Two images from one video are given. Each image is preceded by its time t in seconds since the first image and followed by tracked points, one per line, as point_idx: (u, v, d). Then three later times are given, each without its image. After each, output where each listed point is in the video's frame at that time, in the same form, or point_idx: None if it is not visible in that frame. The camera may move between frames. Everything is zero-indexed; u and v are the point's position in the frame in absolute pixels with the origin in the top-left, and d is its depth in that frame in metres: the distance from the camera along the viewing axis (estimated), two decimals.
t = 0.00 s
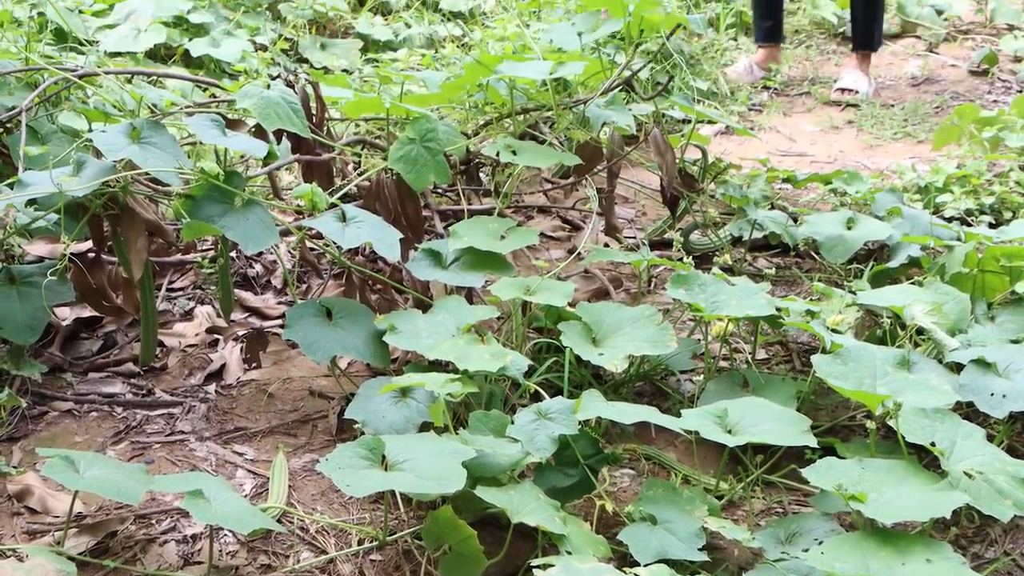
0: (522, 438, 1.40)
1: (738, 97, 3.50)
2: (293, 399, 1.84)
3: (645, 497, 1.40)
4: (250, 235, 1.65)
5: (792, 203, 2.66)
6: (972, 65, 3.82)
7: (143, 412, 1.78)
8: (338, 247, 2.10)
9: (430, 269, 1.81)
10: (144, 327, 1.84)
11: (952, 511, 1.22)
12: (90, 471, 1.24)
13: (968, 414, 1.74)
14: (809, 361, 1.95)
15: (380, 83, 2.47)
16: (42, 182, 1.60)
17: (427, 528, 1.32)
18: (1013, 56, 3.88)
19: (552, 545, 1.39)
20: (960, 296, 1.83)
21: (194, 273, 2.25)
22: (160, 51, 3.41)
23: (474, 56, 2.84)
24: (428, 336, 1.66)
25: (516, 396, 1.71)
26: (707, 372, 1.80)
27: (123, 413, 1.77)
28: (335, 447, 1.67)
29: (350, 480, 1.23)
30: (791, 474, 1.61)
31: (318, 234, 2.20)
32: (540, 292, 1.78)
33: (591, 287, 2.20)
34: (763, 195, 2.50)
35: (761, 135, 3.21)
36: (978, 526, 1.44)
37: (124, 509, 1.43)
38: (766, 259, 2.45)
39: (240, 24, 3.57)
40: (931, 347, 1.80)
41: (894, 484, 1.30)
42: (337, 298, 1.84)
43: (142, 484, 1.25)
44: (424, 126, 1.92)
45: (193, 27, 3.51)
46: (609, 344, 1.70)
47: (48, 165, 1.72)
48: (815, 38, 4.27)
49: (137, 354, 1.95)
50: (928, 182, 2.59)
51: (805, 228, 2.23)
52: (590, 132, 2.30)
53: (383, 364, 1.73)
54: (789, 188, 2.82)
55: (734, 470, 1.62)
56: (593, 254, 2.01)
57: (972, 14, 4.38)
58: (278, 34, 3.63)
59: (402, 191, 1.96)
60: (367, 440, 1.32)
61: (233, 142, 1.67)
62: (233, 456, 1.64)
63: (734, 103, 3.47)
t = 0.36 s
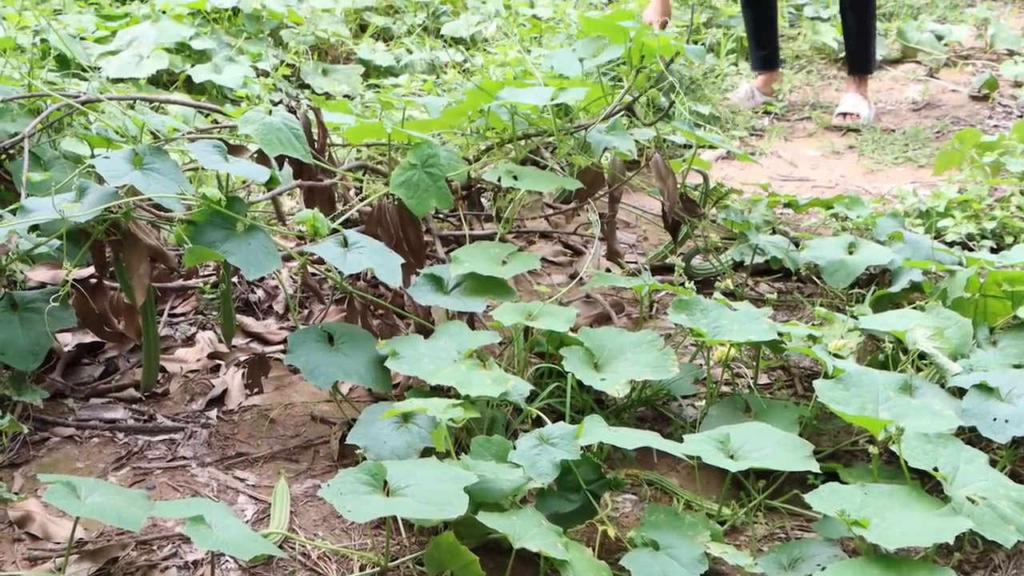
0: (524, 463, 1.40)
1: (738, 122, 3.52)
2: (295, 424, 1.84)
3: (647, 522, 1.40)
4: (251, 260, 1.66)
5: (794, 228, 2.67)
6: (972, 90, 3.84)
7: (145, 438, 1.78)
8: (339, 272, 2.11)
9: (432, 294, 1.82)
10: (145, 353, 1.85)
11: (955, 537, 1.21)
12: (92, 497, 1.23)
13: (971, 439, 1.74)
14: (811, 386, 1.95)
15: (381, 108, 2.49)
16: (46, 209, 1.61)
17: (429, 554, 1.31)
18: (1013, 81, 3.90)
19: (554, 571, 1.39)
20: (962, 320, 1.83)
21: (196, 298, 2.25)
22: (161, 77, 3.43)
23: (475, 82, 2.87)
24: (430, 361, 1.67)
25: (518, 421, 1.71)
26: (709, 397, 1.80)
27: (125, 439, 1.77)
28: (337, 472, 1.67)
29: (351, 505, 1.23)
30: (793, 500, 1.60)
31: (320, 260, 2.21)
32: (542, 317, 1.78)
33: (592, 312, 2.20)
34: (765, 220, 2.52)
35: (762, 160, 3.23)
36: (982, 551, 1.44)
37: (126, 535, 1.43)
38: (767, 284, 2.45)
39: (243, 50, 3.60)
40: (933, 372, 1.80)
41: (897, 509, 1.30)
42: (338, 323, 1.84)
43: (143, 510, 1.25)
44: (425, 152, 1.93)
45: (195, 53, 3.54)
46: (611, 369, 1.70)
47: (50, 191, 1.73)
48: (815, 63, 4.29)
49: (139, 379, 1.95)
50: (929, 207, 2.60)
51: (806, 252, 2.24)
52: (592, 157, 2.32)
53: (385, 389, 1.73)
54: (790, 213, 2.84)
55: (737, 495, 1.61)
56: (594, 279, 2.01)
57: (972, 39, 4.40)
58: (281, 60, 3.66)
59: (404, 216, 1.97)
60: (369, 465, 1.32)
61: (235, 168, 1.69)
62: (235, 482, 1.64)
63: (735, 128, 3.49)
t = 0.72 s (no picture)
0: (526, 485, 1.40)
1: (739, 142, 3.54)
2: (296, 446, 1.83)
3: (649, 544, 1.39)
4: (253, 282, 1.66)
5: (795, 248, 2.67)
6: (973, 110, 3.86)
7: (146, 459, 1.78)
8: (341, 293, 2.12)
9: (434, 315, 1.83)
10: (147, 374, 1.85)
11: (958, 558, 1.21)
12: (93, 519, 1.23)
13: (974, 460, 1.73)
14: (813, 407, 1.95)
15: (383, 129, 2.50)
16: (48, 231, 1.62)
17: None
18: (1013, 101, 3.92)
19: None
20: (964, 341, 1.83)
21: (197, 319, 2.26)
22: (163, 98, 3.46)
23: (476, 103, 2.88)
24: (431, 382, 1.67)
25: (519, 442, 1.70)
26: (711, 418, 1.80)
27: (126, 460, 1.77)
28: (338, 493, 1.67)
29: (353, 527, 1.22)
30: (796, 521, 1.60)
31: (322, 280, 2.21)
32: (544, 338, 1.78)
33: (594, 333, 2.21)
34: (766, 240, 2.53)
35: (763, 181, 3.24)
36: (986, 573, 1.43)
37: (127, 557, 1.43)
38: (769, 304, 2.46)
39: (244, 71, 3.63)
40: (936, 393, 1.79)
41: (900, 530, 1.29)
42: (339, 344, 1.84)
43: (144, 532, 1.25)
44: (427, 173, 1.95)
45: (197, 75, 3.57)
46: (612, 390, 1.70)
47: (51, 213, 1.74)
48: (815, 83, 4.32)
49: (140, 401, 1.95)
50: (930, 227, 2.60)
51: (808, 272, 2.24)
52: (594, 177, 2.33)
53: (386, 411, 1.73)
54: (792, 233, 2.84)
55: (739, 517, 1.61)
56: (596, 299, 2.02)
57: (973, 58, 4.40)
58: (282, 81, 3.69)
59: (405, 237, 1.98)
60: (370, 486, 1.31)
61: (237, 190, 1.70)
62: (236, 503, 1.64)
63: (736, 148, 3.51)
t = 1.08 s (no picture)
0: (528, 510, 1.39)
1: (740, 167, 3.56)
2: (298, 471, 1.83)
3: (651, 569, 1.39)
4: (255, 307, 1.67)
5: (797, 272, 2.68)
6: (974, 134, 3.88)
7: (147, 484, 1.78)
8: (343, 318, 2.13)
9: (435, 339, 1.83)
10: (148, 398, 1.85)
11: None
12: (93, 544, 1.23)
13: (977, 484, 1.73)
14: (816, 431, 1.95)
15: (385, 154, 2.52)
16: (51, 257, 1.63)
17: None
18: (1014, 125, 3.95)
19: None
20: (966, 365, 1.83)
21: (199, 343, 2.26)
22: (166, 123, 3.48)
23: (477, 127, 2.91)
24: (433, 407, 1.67)
25: (521, 467, 1.70)
26: (713, 443, 1.79)
27: (127, 485, 1.77)
28: (339, 519, 1.66)
29: (355, 553, 1.22)
30: (799, 546, 1.59)
31: (324, 305, 2.22)
32: (545, 363, 1.79)
33: (596, 357, 2.21)
34: (767, 264, 2.54)
35: (765, 205, 3.25)
36: None
37: None
38: (771, 328, 2.47)
39: (246, 96, 3.66)
40: (938, 417, 1.79)
41: (903, 555, 1.29)
42: (341, 369, 1.85)
43: (145, 558, 1.24)
44: (428, 199, 1.96)
45: (199, 100, 3.60)
46: (614, 415, 1.70)
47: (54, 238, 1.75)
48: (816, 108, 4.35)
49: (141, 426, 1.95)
50: (932, 251, 2.61)
51: (810, 297, 2.25)
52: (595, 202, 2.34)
53: (388, 436, 1.73)
54: (793, 257, 2.85)
55: (742, 542, 1.60)
56: (598, 324, 2.02)
57: (973, 83, 4.43)
58: (285, 106, 3.72)
59: (407, 262, 1.99)
60: (372, 511, 1.31)
61: (239, 215, 1.71)
62: (237, 528, 1.64)
63: (737, 172, 3.53)
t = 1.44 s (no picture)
0: (529, 535, 1.39)
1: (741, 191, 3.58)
2: (299, 496, 1.83)
3: None
4: (255, 332, 1.68)
5: (798, 296, 2.69)
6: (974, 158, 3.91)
7: (147, 510, 1.78)
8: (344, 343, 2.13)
9: (436, 364, 1.83)
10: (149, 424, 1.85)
11: None
12: (93, 571, 1.23)
13: (980, 509, 1.73)
14: (818, 456, 1.95)
15: (387, 179, 2.54)
16: (53, 282, 1.64)
17: None
18: (1014, 150, 3.97)
19: None
20: (968, 389, 1.83)
21: (201, 368, 2.27)
22: (168, 148, 3.51)
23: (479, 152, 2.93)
24: (434, 432, 1.67)
25: (523, 492, 1.70)
26: (715, 468, 1.79)
27: (127, 511, 1.77)
28: (340, 545, 1.66)
29: None
30: (802, 572, 1.58)
31: (325, 330, 2.23)
32: (547, 388, 1.79)
33: (597, 381, 2.21)
34: (768, 289, 2.55)
35: (766, 229, 3.27)
36: None
37: None
38: (772, 352, 2.47)
39: (248, 122, 3.69)
40: (940, 441, 1.79)
41: None
42: (341, 395, 1.85)
43: None
44: (430, 224, 1.97)
45: (201, 125, 3.63)
46: (616, 440, 1.70)
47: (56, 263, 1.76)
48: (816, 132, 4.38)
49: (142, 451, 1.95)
50: (933, 274, 2.62)
51: (811, 321, 2.25)
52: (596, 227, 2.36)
53: (389, 461, 1.73)
54: (795, 281, 2.86)
55: (745, 567, 1.59)
56: (600, 348, 2.03)
57: (973, 107, 4.46)
58: (286, 131, 3.75)
59: (408, 287, 2.00)
60: (373, 537, 1.31)
61: (240, 240, 1.72)
62: (238, 554, 1.64)
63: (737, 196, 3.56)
